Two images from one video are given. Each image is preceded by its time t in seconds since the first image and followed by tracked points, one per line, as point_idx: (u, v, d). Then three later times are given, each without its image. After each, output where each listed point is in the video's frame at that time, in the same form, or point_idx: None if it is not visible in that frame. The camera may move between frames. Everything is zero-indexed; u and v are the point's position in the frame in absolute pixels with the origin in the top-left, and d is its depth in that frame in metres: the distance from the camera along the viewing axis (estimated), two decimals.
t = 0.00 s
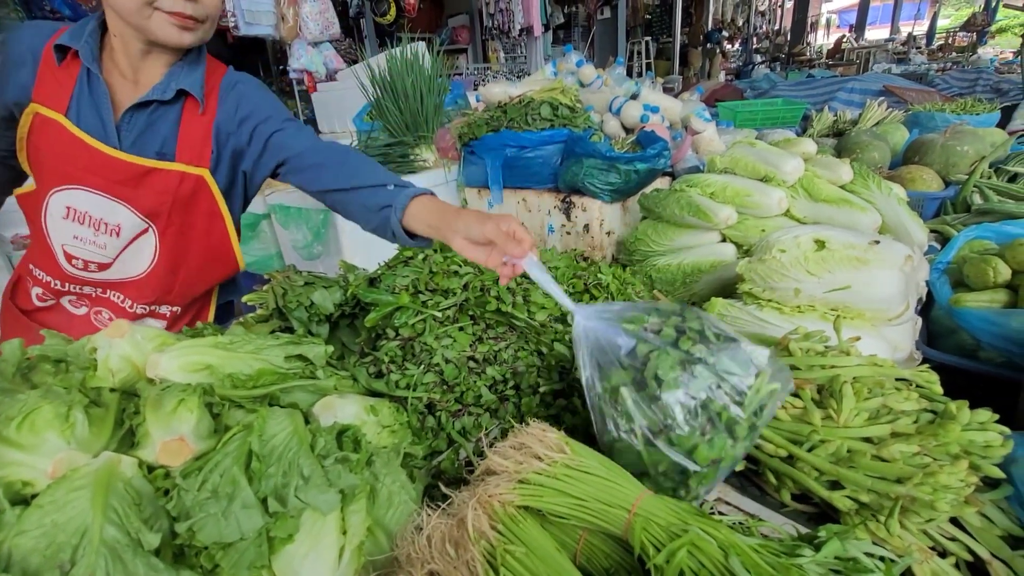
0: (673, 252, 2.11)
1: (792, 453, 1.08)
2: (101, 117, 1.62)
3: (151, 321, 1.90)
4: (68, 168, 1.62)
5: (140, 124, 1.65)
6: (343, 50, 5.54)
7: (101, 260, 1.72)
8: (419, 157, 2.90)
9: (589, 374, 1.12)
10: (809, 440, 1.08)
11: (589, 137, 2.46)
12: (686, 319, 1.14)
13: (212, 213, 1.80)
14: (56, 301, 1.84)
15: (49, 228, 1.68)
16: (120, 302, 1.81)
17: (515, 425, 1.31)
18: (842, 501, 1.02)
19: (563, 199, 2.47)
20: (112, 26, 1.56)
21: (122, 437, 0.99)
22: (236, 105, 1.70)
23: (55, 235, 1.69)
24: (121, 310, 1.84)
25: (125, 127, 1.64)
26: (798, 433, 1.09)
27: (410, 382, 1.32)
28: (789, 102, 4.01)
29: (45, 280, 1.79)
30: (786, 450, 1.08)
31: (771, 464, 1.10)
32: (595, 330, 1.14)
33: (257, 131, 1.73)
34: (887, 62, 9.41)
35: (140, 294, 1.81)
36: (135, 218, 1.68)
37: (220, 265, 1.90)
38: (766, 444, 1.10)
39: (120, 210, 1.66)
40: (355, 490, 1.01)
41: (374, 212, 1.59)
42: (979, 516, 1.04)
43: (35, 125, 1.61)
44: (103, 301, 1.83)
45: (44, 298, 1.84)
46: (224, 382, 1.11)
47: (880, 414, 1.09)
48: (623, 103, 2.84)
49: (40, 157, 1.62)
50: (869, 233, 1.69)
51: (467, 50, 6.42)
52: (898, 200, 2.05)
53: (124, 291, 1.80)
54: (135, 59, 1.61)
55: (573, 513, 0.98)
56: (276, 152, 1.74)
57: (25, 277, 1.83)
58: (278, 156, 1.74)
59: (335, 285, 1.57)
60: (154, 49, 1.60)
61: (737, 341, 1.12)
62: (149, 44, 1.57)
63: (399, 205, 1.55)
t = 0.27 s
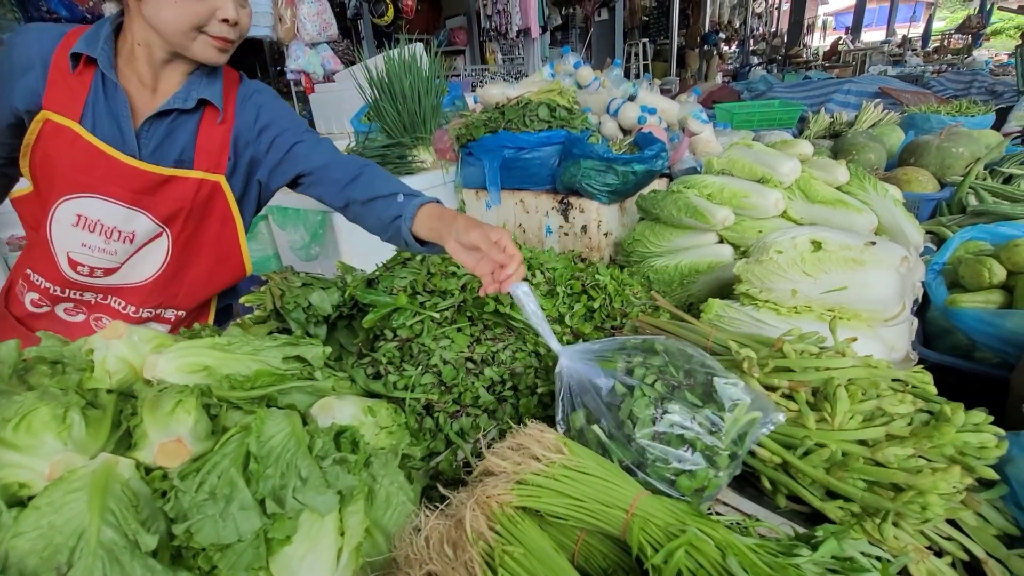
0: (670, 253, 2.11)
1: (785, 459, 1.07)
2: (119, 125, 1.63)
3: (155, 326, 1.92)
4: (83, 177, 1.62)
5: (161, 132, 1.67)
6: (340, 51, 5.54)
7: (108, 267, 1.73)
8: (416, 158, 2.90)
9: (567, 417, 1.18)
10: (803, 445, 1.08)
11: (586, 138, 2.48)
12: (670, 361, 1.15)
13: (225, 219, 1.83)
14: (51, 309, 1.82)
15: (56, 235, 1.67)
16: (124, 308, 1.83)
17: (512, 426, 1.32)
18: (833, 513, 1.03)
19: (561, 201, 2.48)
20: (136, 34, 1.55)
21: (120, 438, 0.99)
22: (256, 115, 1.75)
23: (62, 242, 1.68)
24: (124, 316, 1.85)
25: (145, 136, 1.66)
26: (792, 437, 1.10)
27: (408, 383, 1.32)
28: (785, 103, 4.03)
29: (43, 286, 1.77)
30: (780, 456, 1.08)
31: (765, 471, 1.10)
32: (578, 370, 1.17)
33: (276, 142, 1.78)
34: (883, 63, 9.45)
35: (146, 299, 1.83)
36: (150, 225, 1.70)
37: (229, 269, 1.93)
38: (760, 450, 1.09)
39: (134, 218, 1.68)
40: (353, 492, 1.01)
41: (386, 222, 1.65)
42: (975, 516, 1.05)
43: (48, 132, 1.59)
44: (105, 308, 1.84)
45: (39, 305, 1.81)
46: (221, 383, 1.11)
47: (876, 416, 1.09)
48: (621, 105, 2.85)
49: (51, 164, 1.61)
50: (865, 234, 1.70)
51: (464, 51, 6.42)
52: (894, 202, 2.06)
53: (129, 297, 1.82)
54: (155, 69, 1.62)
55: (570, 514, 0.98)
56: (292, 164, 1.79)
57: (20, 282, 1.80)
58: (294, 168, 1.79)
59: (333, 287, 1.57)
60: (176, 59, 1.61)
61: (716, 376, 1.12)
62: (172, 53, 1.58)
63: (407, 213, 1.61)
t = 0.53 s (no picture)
0: (668, 252, 2.11)
1: (783, 456, 1.07)
2: (128, 120, 1.66)
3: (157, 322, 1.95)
4: (93, 173, 1.65)
5: (170, 125, 1.73)
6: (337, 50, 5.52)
7: (113, 262, 1.77)
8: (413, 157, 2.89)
9: (566, 414, 1.17)
10: (801, 441, 1.08)
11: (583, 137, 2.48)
12: (667, 358, 1.15)
13: (229, 212, 1.93)
14: (48, 312, 1.78)
15: (60, 233, 1.68)
16: (128, 305, 1.85)
17: (510, 424, 1.31)
18: (833, 507, 1.03)
19: (558, 199, 2.47)
20: (150, 28, 1.59)
21: (114, 436, 0.98)
22: (263, 112, 1.90)
23: (66, 239, 1.69)
24: (128, 313, 1.86)
25: (156, 130, 1.71)
26: (790, 433, 1.10)
27: (405, 381, 1.31)
28: (782, 103, 4.04)
29: (41, 287, 1.74)
30: (778, 453, 1.08)
31: (764, 467, 1.10)
32: (575, 366, 1.16)
33: (291, 139, 1.95)
34: (879, 65, 9.49)
35: (150, 293, 1.87)
36: (161, 218, 1.78)
37: (231, 261, 2.01)
38: (759, 447, 1.09)
39: (146, 213, 1.75)
40: (350, 489, 1.01)
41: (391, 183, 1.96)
42: (973, 512, 1.05)
43: (50, 129, 1.59)
44: (106, 306, 1.85)
45: (36, 307, 1.77)
46: (218, 380, 1.10)
47: (873, 412, 1.09)
48: (618, 104, 2.85)
49: (57, 161, 1.61)
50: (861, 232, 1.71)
51: (461, 51, 6.42)
52: (891, 200, 2.07)
53: (132, 293, 1.85)
54: (163, 64, 1.66)
55: (569, 510, 0.98)
56: (305, 159, 1.96)
57: (12, 284, 1.74)
58: (309, 164, 1.95)
59: (330, 284, 1.56)
60: (184, 53, 1.67)
61: (711, 372, 1.12)
62: (182, 49, 1.64)
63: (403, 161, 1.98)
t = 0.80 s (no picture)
0: (665, 254, 2.12)
1: (780, 458, 1.08)
2: (144, 120, 1.67)
3: (161, 322, 1.96)
4: (109, 174, 1.63)
5: (185, 129, 1.74)
6: (334, 50, 5.50)
7: (122, 263, 1.76)
8: (411, 158, 2.88)
9: (565, 417, 1.18)
10: (798, 443, 1.08)
11: (581, 139, 2.48)
12: (666, 361, 1.16)
13: (236, 213, 1.93)
14: (52, 314, 1.77)
15: (70, 234, 1.66)
16: (135, 306, 1.86)
17: (508, 426, 1.31)
18: (829, 510, 1.04)
19: (556, 201, 2.48)
20: (164, 31, 1.59)
21: (112, 440, 0.98)
22: (268, 125, 1.93)
23: (76, 241, 1.68)
24: (134, 314, 1.87)
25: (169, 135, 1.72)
26: (787, 436, 1.10)
27: (403, 384, 1.31)
28: (778, 105, 4.06)
29: (48, 289, 1.72)
30: (775, 455, 1.08)
31: (761, 470, 1.10)
32: (573, 370, 1.17)
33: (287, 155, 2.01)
34: (874, 66, 9.53)
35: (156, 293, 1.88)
36: (172, 219, 1.78)
37: (235, 260, 2.02)
38: (756, 449, 1.10)
39: (159, 214, 1.75)
40: (349, 493, 1.01)
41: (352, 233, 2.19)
42: (967, 514, 1.06)
43: (64, 130, 1.56)
44: (111, 308, 1.85)
45: (41, 309, 1.75)
46: (216, 384, 1.10)
47: (869, 415, 1.10)
48: (615, 106, 2.86)
49: (69, 162, 1.58)
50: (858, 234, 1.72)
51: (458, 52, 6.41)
52: (886, 203, 2.08)
53: (139, 293, 1.85)
54: (175, 65, 1.67)
55: (567, 514, 0.98)
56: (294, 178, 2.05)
57: (13, 286, 1.70)
58: (292, 191, 2.07)
59: (328, 287, 1.56)
60: (194, 55, 1.67)
61: (710, 375, 1.13)
62: (193, 51, 1.65)
63: (370, 222, 2.19)
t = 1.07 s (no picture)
0: (665, 256, 2.12)
1: (782, 461, 1.08)
2: (154, 118, 1.67)
3: (164, 321, 1.96)
4: (118, 170, 1.63)
5: (193, 128, 1.74)
6: (333, 51, 5.50)
7: (127, 260, 1.76)
8: (411, 159, 2.88)
9: (566, 418, 1.18)
10: (799, 446, 1.08)
11: (582, 141, 2.48)
12: (667, 362, 1.16)
13: (241, 211, 1.93)
14: (56, 311, 1.77)
15: (77, 230, 1.66)
16: (138, 304, 1.86)
17: (509, 428, 1.31)
18: (831, 512, 1.04)
19: (556, 203, 2.48)
20: (180, 30, 1.60)
21: (113, 442, 0.98)
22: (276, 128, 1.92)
23: (83, 237, 1.67)
24: (137, 312, 1.87)
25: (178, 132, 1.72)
26: (788, 438, 1.10)
27: (404, 386, 1.31)
28: (777, 108, 4.07)
29: (53, 285, 1.72)
30: (776, 458, 1.09)
31: (762, 472, 1.11)
32: (575, 372, 1.17)
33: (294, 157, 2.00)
34: (872, 69, 9.56)
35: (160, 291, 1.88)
36: (178, 217, 1.78)
37: (239, 260, 2.01)
38: (757, 451, 1.10)
39: (165, 211, 1.75)
40: (350, 495, 1.01)
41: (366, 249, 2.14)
42: (968, 516, 1.06)
43: (76, 125, 1.57)
44: (115, 306, 1.85)
45: (45, 305, 1.75)
46: (217, 385, 1.10)
47: (870, 418, 1.10)
48: (615, 108, 2.87)
49: (79, 157, 1.58)
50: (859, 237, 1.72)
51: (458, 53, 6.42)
52: (886, 205, 2.09)
53: (143, 292, 1.85)
54: (187, 66, 1.68)
55: (569, 516, 0.98)
56: (302, 181, 2.04)
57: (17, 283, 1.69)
58: (304, 195, 2.06)
59: (328, 288, 1.55)
60: (206, 57, 1.69)
61: (711, 377, 1.12)
62: (207, 53, 1.66)
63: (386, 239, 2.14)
